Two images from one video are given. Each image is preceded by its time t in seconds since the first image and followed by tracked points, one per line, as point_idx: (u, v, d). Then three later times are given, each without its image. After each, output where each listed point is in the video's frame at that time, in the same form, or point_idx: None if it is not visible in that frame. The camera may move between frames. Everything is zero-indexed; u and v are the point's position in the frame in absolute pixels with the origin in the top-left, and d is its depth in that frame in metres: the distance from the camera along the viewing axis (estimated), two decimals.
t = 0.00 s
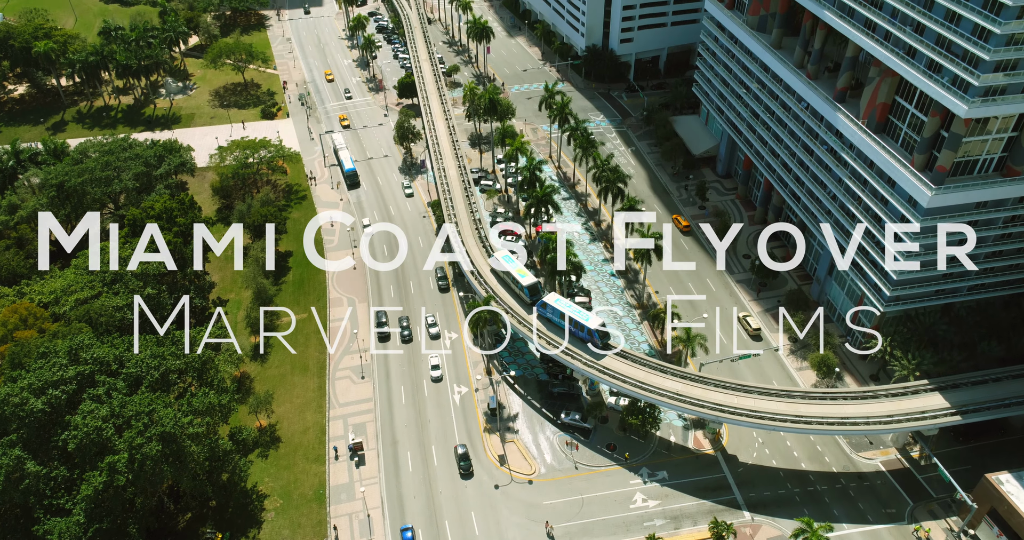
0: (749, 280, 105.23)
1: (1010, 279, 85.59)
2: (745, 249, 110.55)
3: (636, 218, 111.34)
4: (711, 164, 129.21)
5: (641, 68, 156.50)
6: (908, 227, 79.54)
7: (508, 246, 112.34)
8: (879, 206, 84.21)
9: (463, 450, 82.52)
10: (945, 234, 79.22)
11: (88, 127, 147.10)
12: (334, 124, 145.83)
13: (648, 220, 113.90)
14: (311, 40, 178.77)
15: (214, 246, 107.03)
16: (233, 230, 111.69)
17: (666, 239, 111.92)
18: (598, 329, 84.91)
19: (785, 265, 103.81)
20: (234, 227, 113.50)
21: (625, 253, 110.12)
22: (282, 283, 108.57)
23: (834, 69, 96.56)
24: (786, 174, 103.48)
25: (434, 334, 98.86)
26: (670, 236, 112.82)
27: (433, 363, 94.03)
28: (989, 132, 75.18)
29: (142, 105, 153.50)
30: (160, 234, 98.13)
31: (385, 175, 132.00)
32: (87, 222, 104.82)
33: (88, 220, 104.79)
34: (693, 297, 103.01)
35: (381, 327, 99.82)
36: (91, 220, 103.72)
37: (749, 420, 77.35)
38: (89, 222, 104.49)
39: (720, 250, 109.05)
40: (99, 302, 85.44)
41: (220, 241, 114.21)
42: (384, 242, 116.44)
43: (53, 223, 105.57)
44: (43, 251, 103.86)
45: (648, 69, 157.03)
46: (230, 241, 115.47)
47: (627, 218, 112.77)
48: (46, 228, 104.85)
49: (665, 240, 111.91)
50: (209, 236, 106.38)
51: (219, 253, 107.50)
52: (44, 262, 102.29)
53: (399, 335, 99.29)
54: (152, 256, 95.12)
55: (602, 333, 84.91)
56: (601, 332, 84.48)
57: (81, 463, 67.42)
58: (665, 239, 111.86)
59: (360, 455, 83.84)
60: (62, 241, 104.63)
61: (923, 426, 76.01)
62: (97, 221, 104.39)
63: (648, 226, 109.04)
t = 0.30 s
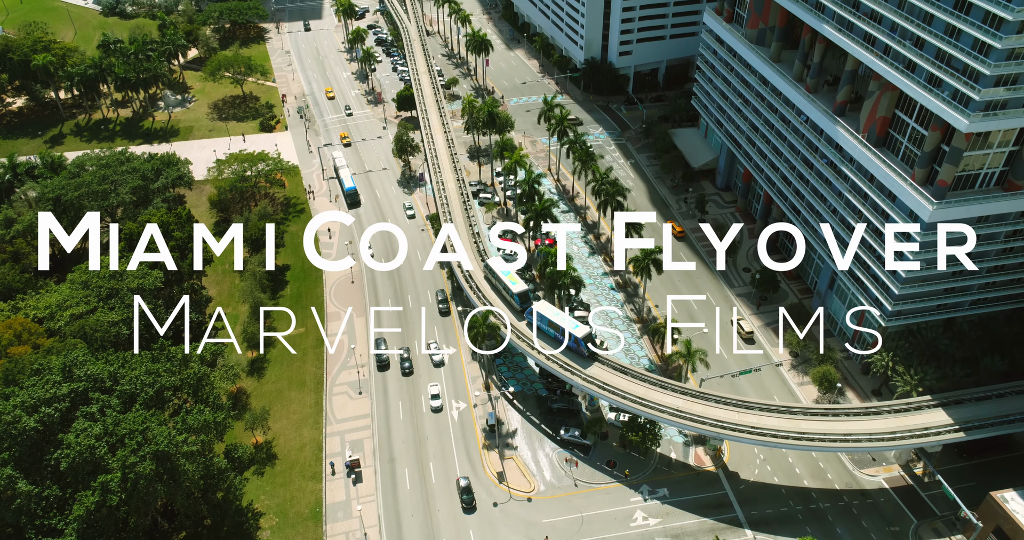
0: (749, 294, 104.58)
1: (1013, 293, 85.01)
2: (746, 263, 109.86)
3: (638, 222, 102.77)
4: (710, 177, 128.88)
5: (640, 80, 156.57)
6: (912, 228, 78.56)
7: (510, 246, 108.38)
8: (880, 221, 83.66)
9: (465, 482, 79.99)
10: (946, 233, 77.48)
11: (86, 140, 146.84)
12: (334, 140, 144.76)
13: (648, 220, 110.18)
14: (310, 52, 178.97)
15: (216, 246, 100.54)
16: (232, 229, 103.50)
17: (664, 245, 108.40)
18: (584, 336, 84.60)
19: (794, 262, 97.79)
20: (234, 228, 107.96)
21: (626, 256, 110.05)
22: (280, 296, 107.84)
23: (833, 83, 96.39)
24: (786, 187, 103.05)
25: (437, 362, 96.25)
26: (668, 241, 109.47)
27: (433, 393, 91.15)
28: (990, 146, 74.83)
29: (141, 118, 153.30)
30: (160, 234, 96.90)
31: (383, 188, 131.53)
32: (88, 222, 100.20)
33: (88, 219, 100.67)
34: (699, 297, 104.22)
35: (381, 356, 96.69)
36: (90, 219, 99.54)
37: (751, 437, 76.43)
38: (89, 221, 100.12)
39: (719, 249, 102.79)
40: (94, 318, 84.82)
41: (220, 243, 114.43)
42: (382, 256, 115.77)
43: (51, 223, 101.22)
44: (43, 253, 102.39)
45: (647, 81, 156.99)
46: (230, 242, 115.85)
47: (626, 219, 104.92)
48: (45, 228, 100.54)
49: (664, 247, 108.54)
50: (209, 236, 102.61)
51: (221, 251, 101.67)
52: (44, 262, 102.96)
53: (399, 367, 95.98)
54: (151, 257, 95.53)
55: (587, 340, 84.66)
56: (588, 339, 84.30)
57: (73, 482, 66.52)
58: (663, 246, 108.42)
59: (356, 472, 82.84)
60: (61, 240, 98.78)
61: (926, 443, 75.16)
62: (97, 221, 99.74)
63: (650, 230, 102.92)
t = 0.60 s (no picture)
0: (750, 308, 103.88)
1: (1015, 307, 84.38)
2: (746, 276, 109.12)
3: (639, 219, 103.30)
4: (710, 189, 128.47)
5: (639, 93, 156.54)
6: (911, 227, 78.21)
7: (510, 245, 107.78)
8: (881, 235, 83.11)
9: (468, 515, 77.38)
10: (945, 233, 74.99)
11: (84, 153, 146.52)
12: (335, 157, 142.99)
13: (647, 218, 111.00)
14: (309, 65, 179.07)
15: (216, 245, 103.77)
16: (233, 229, 104.97)
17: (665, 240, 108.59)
18: (570, 345, 85.10)
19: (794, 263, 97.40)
20: (233, 227, 107.85)
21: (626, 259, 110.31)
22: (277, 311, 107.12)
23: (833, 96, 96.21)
24: (786, 201, 102.63)
25: (440, 391, 93.25)
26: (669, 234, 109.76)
27: (433, 424, 88.24)
28: (991, 160, 74.30)
29: (139, 131, 153.05)
30: (160, 235, 96.91)
31: (382, 200, 131.08)
32: (88, 222, 101.06)
33: (88, 219, 101.10)
34: (695, 295, 106.44)
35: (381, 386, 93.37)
36: (92, 218, 100.43)
37: (753, 454, 75.44)
38: (91, 221, 100.89)
39: (718, 249, 103.23)
40: (89, 333, 84.13)
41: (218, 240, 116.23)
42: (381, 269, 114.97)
43: (51, 223, 100.98)
44: (44, 253, 102.46)
45: (646, 93, 156.92)
46: (230, 242, 113.83)
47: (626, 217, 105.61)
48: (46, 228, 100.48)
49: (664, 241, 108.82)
50: (209, 236, 103.89)
51: (221, 251, 105.05)
52: (44, 262, 102.83)
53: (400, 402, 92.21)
54: (152, 257, 96.61)
55: (574, 348, 85.17)
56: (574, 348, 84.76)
57: (66, 502, 65.64)
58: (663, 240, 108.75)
59: (353, 490, 81.77)
60: (61, 240, 98.67)
61: (930, 460, 74.16)
62: (99, 221, 100.85)
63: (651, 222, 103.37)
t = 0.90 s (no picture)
0: (750, 322, 103.20)
1: (1017, 322, 83.73)
2: (746, 289, 108.42)
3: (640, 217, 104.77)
4: (709, 202, 128.07)
5: (638, 105, 156.47)
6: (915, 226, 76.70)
7: (508, 245, 107.19)
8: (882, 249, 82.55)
9: None
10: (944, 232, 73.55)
11: (82, 166, 146.20)
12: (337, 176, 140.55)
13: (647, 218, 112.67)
14: (308, 78, 179.13)
15: (216, 246, 105.41)
16: (232, 229, 105.39)
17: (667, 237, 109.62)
18: (557, 354, 85.74)
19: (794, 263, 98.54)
20: (233, 227, 109.51)
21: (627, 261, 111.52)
22: (274, 325, 106.39)
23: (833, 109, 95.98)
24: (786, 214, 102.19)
25: (444, 420, 90.43)
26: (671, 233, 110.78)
27: (433, 456, 85.23)
28: (993, 175, 73.82)
29: (138, 144, 152.83)
30: (161, 235, 98.72)
31: (381, 213, 130.61)
32: (88, 222, 102.86)
33: (88, 219, 102.76)
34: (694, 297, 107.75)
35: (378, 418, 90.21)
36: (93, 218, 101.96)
37: (755, 472, 74.47)
38: (92, 221, 102.73)
39: (718, 249, 103.80)
40: (84, 349, 83.36)
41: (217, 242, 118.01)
42: (379, 283, 114.20)
43: (51, 222, 101.19)
44: (44, 251, 102.41)
45: (645, 106, 156.86)
46: (230, 242, 114.77)
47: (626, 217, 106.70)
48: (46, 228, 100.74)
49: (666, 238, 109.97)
50: (210, 236, 105.30)
51: (221, 251, 106.76)
52: (44, 262, 102.61)
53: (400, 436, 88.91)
54: (152, 257, 99.78)
55: (563, 358, 85.73)
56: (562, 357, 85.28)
57: (57, 522, 64.72)
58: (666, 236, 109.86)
59: (350, 507, 80.71)
60: (61, 240, 100.00)
61: (934, 478, 73.22)
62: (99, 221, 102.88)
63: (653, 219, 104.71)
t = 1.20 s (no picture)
0: (750, 335, 102.51)
1: (1020, 337, 83.08)
2: (746, 303, 107.76)
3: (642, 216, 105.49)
4: (709, 215, 127.62)
5: (637, 118, 156.36)
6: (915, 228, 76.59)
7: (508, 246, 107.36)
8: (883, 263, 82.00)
9: None
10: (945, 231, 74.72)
11: (80, 178, 145.82)
12: (337, 196, 138.07)
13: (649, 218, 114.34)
14: (307, 90, 179.12)
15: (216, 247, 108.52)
16: (232, 230, 109.71)
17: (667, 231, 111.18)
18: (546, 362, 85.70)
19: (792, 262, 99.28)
20: (233, 227, 112.76)
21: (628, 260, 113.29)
22: (271, 339, 105.54)
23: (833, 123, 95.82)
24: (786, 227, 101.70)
25: (445, 452, 87.49)
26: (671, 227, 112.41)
27: (433, 491, 82.24)
28: (994, 189, 73.32)
29: (136, 156, 152.53)
30: (161, 235, 99.58)
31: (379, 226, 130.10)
32: (88, 222, 103.51)
33: (88, 219, 103.40)
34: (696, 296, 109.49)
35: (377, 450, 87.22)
36: (93, 218, 102.79)
37: (756, 489, 73.43)
38: (92, 220, 103.48)
39: (718, 250, 100.94)
40: (78, 365, 82.55)
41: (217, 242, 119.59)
42: (377, 296, 113.47)
43: (50, 222, 101.97)
44: (44, 253, 103.19)
45: (644, 118, 156.75)
46: (230, 243, 117.62)
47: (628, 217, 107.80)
48: (46, 227, 101.73)
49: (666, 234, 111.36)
50: (210, 236, 107.81)
51: (221, 251, 110.95)
52: (44, 262, 103.30)
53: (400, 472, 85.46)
54: (152, 256, 101.18)
55: (551, 366, 85.82)
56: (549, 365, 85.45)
57: None
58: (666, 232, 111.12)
59: (347, 525, 79.56)
60: (61, 240, 100.84)
61: (938, 495, 72.28)
62: (99, 222, 103.89)
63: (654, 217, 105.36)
